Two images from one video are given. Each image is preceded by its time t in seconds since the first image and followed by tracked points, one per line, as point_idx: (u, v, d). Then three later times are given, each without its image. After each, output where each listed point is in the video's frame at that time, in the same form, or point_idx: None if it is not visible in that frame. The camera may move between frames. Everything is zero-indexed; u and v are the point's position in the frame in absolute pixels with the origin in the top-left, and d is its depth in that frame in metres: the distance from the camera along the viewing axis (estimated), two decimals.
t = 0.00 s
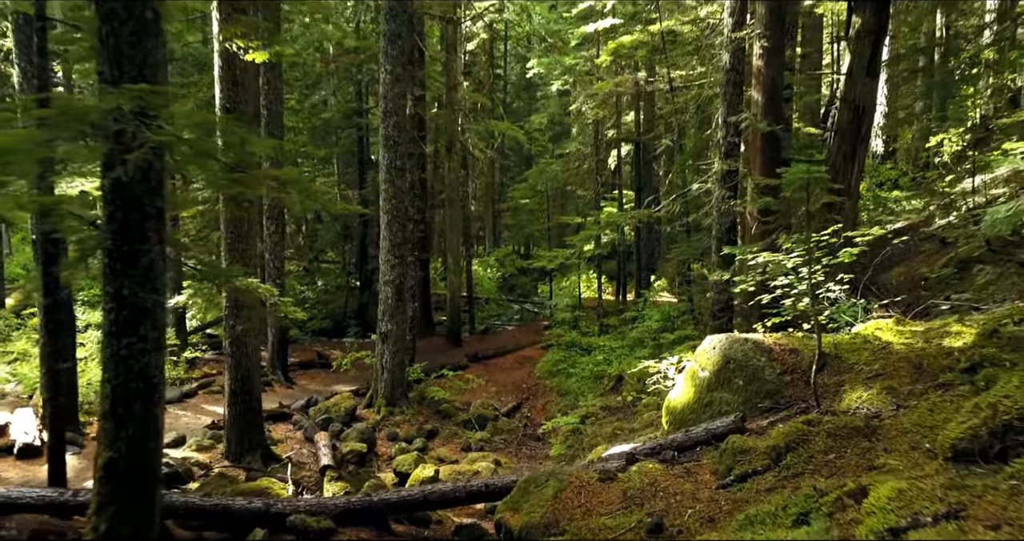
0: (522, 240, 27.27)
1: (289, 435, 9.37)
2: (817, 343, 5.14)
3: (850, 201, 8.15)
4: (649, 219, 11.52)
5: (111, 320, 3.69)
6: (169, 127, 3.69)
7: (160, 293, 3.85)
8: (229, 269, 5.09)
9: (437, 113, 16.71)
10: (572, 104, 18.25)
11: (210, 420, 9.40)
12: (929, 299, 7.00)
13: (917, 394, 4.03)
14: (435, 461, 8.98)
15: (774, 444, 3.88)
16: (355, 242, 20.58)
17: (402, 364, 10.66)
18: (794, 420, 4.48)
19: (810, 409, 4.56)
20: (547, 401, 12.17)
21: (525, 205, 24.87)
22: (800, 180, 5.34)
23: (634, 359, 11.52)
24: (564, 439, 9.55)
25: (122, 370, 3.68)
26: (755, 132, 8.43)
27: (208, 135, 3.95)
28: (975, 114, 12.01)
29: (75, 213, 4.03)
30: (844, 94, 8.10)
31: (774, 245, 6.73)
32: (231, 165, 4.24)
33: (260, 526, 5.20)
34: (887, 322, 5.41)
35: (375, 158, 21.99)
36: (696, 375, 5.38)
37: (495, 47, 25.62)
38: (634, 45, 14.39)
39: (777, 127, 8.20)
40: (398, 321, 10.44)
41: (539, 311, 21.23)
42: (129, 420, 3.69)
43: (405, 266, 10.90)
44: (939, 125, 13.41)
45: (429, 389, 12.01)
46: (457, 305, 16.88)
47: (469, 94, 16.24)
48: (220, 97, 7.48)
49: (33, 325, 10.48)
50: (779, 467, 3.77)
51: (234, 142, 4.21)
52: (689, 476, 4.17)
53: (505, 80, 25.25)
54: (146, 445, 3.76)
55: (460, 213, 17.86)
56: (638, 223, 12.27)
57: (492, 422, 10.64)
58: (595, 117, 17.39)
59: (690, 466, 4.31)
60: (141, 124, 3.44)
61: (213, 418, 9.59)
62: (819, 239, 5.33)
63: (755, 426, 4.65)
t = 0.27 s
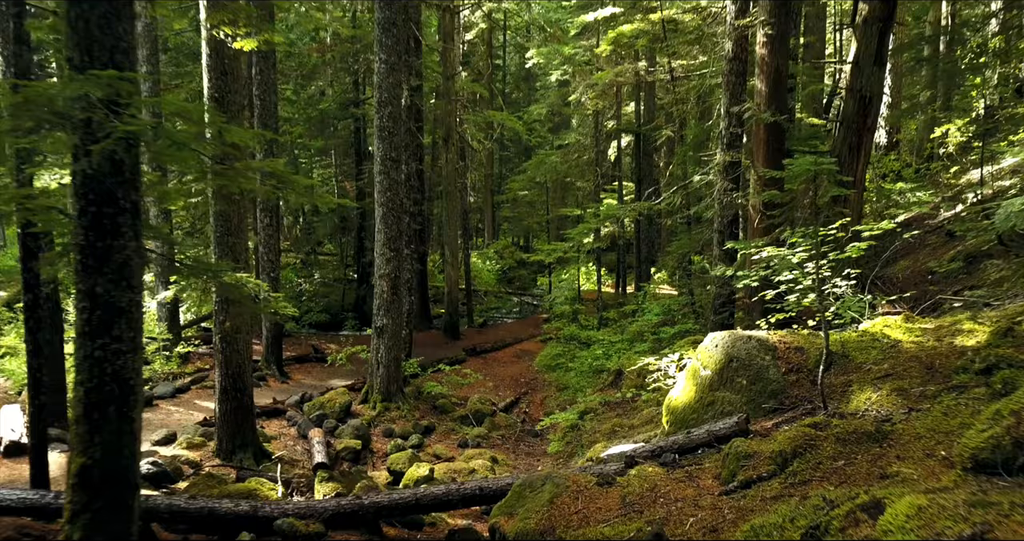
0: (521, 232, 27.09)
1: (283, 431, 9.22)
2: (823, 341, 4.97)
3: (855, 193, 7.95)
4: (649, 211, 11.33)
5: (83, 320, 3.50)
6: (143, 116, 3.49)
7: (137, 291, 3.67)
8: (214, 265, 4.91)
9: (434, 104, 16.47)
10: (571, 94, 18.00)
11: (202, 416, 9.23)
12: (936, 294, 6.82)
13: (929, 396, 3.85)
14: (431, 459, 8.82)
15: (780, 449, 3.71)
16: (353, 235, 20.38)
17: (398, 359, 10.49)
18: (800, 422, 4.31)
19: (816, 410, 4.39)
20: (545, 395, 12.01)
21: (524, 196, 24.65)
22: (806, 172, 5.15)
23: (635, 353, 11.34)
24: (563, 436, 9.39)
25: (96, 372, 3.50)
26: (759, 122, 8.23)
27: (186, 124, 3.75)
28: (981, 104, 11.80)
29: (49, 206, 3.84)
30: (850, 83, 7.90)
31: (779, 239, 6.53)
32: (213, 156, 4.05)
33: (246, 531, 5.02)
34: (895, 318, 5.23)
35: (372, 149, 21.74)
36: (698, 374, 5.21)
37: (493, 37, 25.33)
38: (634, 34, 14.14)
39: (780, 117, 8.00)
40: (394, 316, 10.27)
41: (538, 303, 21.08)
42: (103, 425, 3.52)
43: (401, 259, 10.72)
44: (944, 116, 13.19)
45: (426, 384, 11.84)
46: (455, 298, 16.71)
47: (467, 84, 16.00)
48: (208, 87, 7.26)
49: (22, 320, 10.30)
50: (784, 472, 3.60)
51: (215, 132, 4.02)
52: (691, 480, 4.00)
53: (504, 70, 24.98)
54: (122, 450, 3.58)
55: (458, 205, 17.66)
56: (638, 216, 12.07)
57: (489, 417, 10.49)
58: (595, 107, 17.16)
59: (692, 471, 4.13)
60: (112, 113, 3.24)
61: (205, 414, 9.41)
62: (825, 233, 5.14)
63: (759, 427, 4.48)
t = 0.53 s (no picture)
0: (521, 226, 26.91)
1: (277, 429, 9.08)
2: (829, 342, 4.82)
3: (860, 187, 7.79)
4: (649, 205, 11.15)
5: (58, 321, 3.34)
6: (119, 106, 3.31)
7: (115, 291, 3.51)
8: (200, 262, 4.75)
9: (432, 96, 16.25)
10: (570, 87, 17.77)
11: (195, 414, 9.09)
12: (944, 290, 6.66)
13: (942, 400, 3.70)
14: (428, 457, 8.67)
15: (785, 455, 3.55)
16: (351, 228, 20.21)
17: (395, 355, 10.34)
18: (805, 426, 4.16)
19: (823, 414, 4.24)
20: (544, 392, 11.85)
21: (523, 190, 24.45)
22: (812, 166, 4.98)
23: (634, 349, 11.20)
24: (561, 433, 9.24)
25: (71, 376, 3.34)
26: (762, 115, 8.06)
27: (165, 116, 3.58)
28: (987, 96, 11.60)
29: (24, 201, 3.68)
30: (855, 74, 7.73)
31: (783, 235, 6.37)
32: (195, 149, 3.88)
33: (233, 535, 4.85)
34: (903, 317, 5.08)
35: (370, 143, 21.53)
36: (699, 374, 5.06)
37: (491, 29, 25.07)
38: (634, 25, 13.91)
39: (784, 109, 7.84)
40: (391, 311, 10.11)
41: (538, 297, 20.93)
42: (79, 431, 3.36)
43: (397, 253, 10.56)
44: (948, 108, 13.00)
45: (423, 380, 11.70)
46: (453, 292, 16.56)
47: (465, 76, 15.79)
48: (197, 79, 7.12)
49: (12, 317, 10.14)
50: (790, 479, 3.44)
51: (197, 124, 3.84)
52: (694, 486, 3.85)
53: (502, 62, 24.73)
54: (99, 456, 3.42)
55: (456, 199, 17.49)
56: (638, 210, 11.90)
57: (487, 414, 10.35)
58: (595, 100, 16.96)
59: (693, 476, 3.98)
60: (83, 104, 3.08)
61: (198, 412, 9.27)
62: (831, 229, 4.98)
63: (764, 430, 4.34)
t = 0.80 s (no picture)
0: (520, 220, 26.72)
1: (271, 428, 8.93)
2: (835, 342, 4.66)
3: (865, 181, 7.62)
4: (650, 200, 10.97)
5: (28, 324, 3.16)
6: (92, 98, 3.14)
7: (89, 291, 3.33)
8: (187, 259, 4.59)
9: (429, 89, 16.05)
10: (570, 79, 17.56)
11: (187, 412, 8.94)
12: (951, 287, 6.50)
13: (957, 406, 3.54)
14: (424, 456, 8.53)
15: (792, 464, 3.40)
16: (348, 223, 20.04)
17: (391, 352, 10.19)
18: (812, 431, 4.01)
19: (830, 418, 4.09)
20: (542, 389, 11.71)
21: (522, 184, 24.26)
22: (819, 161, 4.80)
23: (634, 346, 11.04)
24: (560, 432, 9.09)
25: (43, 381, 3.16)
26: (765, 108, 7.88)
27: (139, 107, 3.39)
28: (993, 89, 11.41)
29: None
30: (860, 66, 7.55)
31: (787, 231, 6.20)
32: (177, 143, 3.72)
33: None
34: (911, 317, 4.92)
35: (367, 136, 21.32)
36: (701, 376, 4.91)
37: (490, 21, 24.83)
38: (635, 17, 13.70)
39: (787, 102, 7.66)
40: (387, 308, 9.96)
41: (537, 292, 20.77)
42: (51, 439, 3.19)
43: (393, 249, 10.40)
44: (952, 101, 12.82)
45: (420, 377, 11.56)
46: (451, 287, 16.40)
47: (463, 68, 15.59)
48: (186, 70, 6.92)
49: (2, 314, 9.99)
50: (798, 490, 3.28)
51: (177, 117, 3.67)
52: (696, 494, 3.69)
53: (501, 55, 24.49)
54: (74, 465, 3.26)
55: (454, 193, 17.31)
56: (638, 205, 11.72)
57: (484, 412, 10.21)
58: (595, 93, 16.75)
59: (695, 483, 3.83)
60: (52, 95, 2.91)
61: (191, 410, 9.12)
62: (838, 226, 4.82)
63: (768, 435, 4.18)
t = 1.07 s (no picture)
0: (519, 213, 26.52)
1: (264, 427, 8.77)
2: (843, 344, 4.48)
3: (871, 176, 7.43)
4: (651, 194, 10.76)
5: None
6: (56, 89, 2.94)
7: (54, 294, 3.14)
8: (172, 256, 4.41)
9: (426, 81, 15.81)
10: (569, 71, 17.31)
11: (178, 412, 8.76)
12: (961, 285, 6.31)
13: (974, 415, 3.36)
14: (420, 457, 8.36)
15: (800, 476, 3.22)
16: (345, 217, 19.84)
17: (386, 349, 10.02)
18: (820, 438, 3.83)
19: (838, 424, 3.91)
20: (541, 386, 11.54)
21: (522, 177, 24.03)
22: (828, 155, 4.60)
23: (634, 342, 10.87)
24: (558, 431, 8.92)
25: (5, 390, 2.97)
26: (769, 99, 7.67)
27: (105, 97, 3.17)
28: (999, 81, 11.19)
29: None
30: (866, 57, 7.34)
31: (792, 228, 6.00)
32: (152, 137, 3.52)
33: None
34: (922, 317, 4.74)
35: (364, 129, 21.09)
36: (703, 378, 4.73)
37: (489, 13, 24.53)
38: (635, 7, 13.45)
39: (791, 94, 7.45)
40: (382, 304, 9.78)
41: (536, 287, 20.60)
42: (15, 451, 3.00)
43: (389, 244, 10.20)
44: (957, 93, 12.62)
45: (417, 374, 11.38)
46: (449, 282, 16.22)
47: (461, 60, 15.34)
48: (172, 60, 6.69)
49: None
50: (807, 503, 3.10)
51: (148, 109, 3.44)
52: (699, 505, 3.50)
53: (501, 47, 24.21)
54: (40, 479, 3.07)
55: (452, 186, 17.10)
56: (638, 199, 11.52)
57: (481, 410, 10.04)
58: (594, 85, 16.51)
59: (697, 493, 3.65)
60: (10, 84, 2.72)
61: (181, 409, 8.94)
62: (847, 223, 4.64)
63: (773, 442, 4.01)
